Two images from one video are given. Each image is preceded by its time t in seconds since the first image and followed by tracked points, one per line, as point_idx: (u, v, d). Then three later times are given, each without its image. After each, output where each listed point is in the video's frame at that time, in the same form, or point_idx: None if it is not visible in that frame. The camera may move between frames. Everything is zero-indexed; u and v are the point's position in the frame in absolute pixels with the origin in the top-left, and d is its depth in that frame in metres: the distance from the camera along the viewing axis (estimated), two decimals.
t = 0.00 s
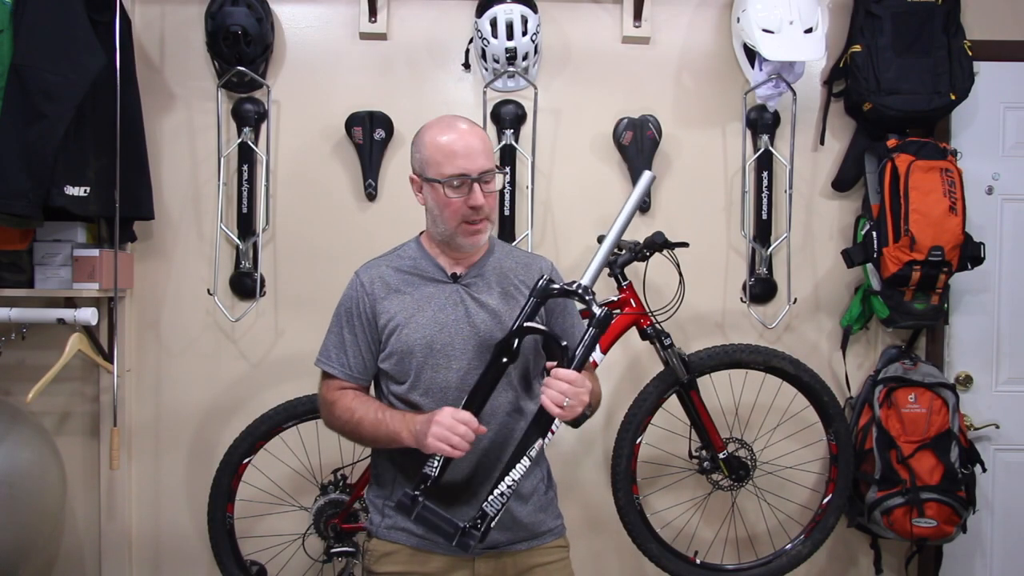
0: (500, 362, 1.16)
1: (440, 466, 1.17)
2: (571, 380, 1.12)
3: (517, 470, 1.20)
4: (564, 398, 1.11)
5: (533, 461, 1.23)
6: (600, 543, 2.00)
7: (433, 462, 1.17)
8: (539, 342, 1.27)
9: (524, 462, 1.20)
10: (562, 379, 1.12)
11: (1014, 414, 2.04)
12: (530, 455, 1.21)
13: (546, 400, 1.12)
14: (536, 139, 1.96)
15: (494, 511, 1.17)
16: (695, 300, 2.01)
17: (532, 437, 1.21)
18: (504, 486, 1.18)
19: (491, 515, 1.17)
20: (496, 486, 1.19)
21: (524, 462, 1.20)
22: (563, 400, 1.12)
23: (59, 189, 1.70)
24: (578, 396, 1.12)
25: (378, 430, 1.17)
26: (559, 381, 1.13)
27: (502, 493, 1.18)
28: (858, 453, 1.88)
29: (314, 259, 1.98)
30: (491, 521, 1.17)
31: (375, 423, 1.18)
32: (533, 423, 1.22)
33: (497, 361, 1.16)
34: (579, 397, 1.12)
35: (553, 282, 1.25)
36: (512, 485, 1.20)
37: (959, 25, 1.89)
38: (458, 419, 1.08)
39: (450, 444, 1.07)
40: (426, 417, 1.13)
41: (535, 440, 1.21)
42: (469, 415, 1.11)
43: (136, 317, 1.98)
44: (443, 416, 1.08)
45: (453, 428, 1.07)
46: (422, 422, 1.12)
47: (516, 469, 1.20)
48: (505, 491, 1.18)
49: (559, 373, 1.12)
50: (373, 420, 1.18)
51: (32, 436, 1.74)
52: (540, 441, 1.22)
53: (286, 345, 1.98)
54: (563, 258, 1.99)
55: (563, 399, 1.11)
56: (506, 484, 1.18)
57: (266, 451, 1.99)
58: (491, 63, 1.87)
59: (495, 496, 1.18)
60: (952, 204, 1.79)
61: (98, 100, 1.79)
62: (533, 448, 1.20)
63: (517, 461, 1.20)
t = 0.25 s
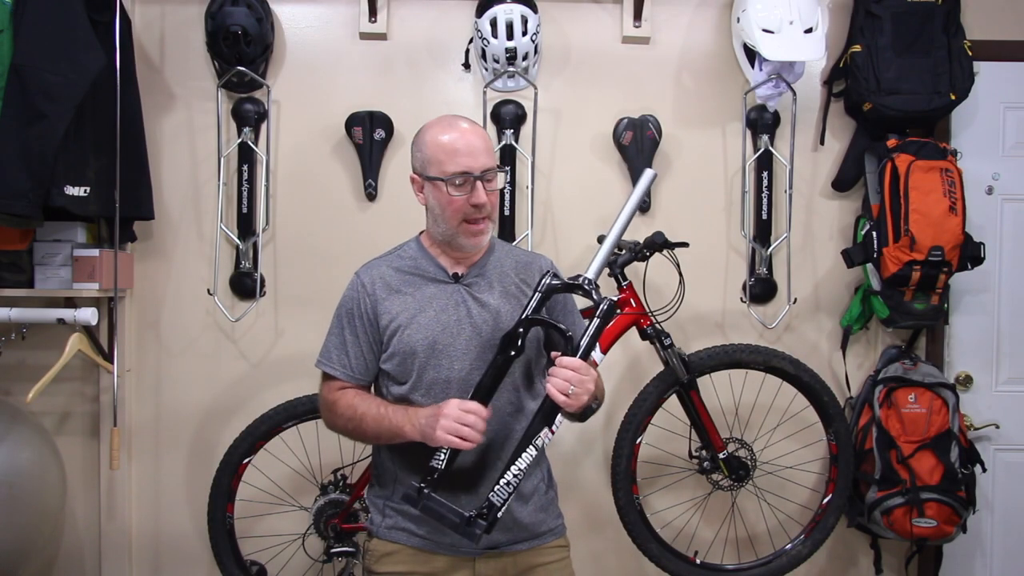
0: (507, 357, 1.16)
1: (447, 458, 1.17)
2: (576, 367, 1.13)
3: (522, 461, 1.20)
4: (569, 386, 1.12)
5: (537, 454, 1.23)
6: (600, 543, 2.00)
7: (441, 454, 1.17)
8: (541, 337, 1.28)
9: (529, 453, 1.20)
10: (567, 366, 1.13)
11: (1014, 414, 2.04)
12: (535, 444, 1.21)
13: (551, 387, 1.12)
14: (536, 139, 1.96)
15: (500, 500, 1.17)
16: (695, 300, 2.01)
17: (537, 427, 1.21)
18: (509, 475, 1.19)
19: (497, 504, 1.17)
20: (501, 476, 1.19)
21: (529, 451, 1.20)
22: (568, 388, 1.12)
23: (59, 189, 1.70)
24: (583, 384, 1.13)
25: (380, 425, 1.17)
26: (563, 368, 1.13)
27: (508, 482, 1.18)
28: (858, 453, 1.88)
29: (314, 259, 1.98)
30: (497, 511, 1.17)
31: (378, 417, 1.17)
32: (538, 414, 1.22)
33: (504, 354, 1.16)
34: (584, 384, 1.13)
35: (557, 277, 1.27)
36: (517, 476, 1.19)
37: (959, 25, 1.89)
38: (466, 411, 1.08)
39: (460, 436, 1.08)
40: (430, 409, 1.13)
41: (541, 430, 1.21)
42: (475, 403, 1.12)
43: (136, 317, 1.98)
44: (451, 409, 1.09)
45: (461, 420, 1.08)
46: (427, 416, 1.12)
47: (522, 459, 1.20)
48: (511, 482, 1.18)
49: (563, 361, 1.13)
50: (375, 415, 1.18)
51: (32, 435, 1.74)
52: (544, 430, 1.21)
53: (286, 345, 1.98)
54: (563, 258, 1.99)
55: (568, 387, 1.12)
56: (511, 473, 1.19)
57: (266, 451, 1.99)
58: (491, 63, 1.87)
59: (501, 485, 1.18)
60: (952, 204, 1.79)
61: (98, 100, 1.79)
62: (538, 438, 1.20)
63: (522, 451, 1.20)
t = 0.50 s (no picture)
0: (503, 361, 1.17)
1: (450, 465, 1.17)
2: (573, 367, 1.13)
3: (524, 464, 1.22)
4: (565, 386, 1.12)
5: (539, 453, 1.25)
6: (600, 543, 2.00)
7: (444, 462, 1.17)
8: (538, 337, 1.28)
9: (530, 456, 1.22)
10: (563, 366, 1.13)
11: (1014, 414, 2.04)
12: (535, 447, 1.22)
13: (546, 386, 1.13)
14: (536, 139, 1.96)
15: (506, 506, 1.18)
16: (695, 300, 2.01)
17: (537, 429, 1.23)
18: (513, 480, 1.20)
19: (502, 509, 1.18)
20: (505, 481, 1.20)
21: (530, 454, 1.22)
22: (564, 388, 1.12)
23: (59, 188, 1.70)
24: (579, 383, 1.13)
25: (390, 404, 1.11)
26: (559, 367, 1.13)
27: (512, 487, 1.20)
28: (858, 453, 1.88)
29: (314, 259, 1.98)
30: (503, 517, 1.18)
31: (385, 397, 1.12)
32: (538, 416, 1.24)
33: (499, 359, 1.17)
34: (581, 384, 1.13)
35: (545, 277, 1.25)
36: (520, 480, 1.21)
37: (959, 25, 1.89)
38: (485, 360, 1.05)
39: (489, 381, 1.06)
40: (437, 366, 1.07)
41: (539, 433, 1.23)
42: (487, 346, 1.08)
43: (136, 317, 1.98)
44: (467, 365, 1.04)
45: (485, 368, 1.05)
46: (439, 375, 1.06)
47: (524, 462, 1.21)
48: (514, 487, 1.19)
49: (559, 361, 1.13)
50: (381, 395, 1.12)
51: (32, 436, 1.74)
52: (545, 433, 1.24)
53: (286, 345, 1.98)
54: (563, 258, 1.99)
55: (564, 386, 1.12)
56: (515, 478, 1.20)
57: (266, 451, 1.99)
58: (491, 63, 1.87)
59: (505, 490, 1.19)
60: (952, 203, 1.79)
61: (98, 100, 1.79)
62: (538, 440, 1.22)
63: (524, 454, 1.21)
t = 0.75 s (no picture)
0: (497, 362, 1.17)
1: (444, 467, 1.18)
2: (567, 370, 1.12)
3: (519, 466, 1.21)
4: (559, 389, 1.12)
5: (533, 456, 1.24)
6: (600, 543, 2.00)
7: (438, 464, 1.17)
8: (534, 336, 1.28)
9: (524, 459, 1.21)
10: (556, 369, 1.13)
11: (1013, 414, 2.04)
12: (529, 451, 1.22)
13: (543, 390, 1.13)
14: (536, 139, 1.96)
15: (499, 509, 1.18)
16: (695, 300, 2.01)
17: (531, 431, 1.22)
18: (507, 483, 1.19)
19: (496, 512, 1.18)
20: (499, 484, 1.20)
21: (524, 457, 1.21)
22: (559, 392, 1.12)
23: (59, 189, 1.70)
24: (574, 387, 1.13)
25: (415, 399, 1.10)
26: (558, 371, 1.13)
27: (506, 490, 1.19)
28: (858, 453, 1.88)
29: (314, 259, 1.98)
30: (497, 520, 1.18)
31: (409, 393, 1.10)
32: (532, 417, 1.23)
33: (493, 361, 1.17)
34: (575, 387, 1.12)
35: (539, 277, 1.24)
36: (515, 483, 1.20)
37: (959, 25, 1.89)
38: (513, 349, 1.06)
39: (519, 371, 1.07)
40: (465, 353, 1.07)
41: (530, 437, 1.22)
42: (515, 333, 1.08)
43: (136, 317, 1.98)
44: (497, 355, 1.05)
45: (517, 357, 1.06)
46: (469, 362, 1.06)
47: (518, 465, 1.21)
48: (508, 490, 1.19)
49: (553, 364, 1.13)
50: (403, 391, 1.11)
51: (32, 436, 1.74)
52: (539, 434, 1.23)
53: (286, 345, 1.98)
54: (563, 258, 1.99)
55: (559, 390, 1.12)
56: (508, 482, 1.19)
57: (266, 451, 1.99)
58: (491, 63, 1.87)
59: (499, 493, 1.19)
60: (952, 203, 1.79)
61: (97, 100, 1.79)
62: (530, 443, 1.22)
63: (517, 458, 1.21)
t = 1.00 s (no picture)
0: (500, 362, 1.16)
1: (448, 468, 1.17)
2: (571, 373, 1.12)
3: (524, 469, 1.22)
4: (564, 391, 1.12)
5: (538, 458, 1.25)
6: (600, 543, 2.00)
7: (442, 465, 1.17)
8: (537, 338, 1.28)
9: (529, 461, 1.22)
10: (561, 372, 1.13)
11: (1013, 414, 2.04)
12: (535, 452, 1.23)
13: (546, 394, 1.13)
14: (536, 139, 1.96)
15: (505, 512, 1.18)
16: (695, 300, 2.01)
17: (537, 433, 1.23)
18: (513, 486, 1.20)
19: (501, 515, 1.18)
20: (505, 486, 1.20)
21: (530, 460, 1.22)
22: (564, 394, 1.12)
23: (59, 188, 1.70)
24: (579, 389, 1.13)
25: (387, 405, 1.12)
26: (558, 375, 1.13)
27: (512, 493, 1.19)
28: (858, 453, 1.88)
29: (314, 259, 1.98)
30: (502, 523, 1.18)
31: (381, 398, 1.13)
32: (537, 420, 1.24)
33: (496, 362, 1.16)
34: (580, 390, 1.13)
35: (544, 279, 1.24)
36: (520, 485, 1.21)
37: (959, 25, 1.89)
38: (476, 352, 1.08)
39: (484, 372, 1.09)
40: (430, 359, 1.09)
41: (538, 437, 1.24)
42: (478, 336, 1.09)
43: (136, 317, 1.98)
44: (460, 359, 1.07)
45: (479, 359, 1.08)
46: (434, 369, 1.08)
47: (524, 467, 1.22)
48: (514, 492, 1.19)
49: (558, 367, 1.13)
50: (376, 397, 1.14)
51: (32, 436, 1.74)
52: (545, 436, 1.25)
53: (286, 345, 1.98)
54: (563, 258, 1.99)
55: (564, 393, 1.12)
56: (514, 484, 1.20)
57: (266, 451, 1.99)
58: (491, 63, 1.87)
59: (505, 496, 1.19)
60: (952, 204, 1.79)
61: (97, 100, 1.79)
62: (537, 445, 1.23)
63: (523, 459, 1.22)
